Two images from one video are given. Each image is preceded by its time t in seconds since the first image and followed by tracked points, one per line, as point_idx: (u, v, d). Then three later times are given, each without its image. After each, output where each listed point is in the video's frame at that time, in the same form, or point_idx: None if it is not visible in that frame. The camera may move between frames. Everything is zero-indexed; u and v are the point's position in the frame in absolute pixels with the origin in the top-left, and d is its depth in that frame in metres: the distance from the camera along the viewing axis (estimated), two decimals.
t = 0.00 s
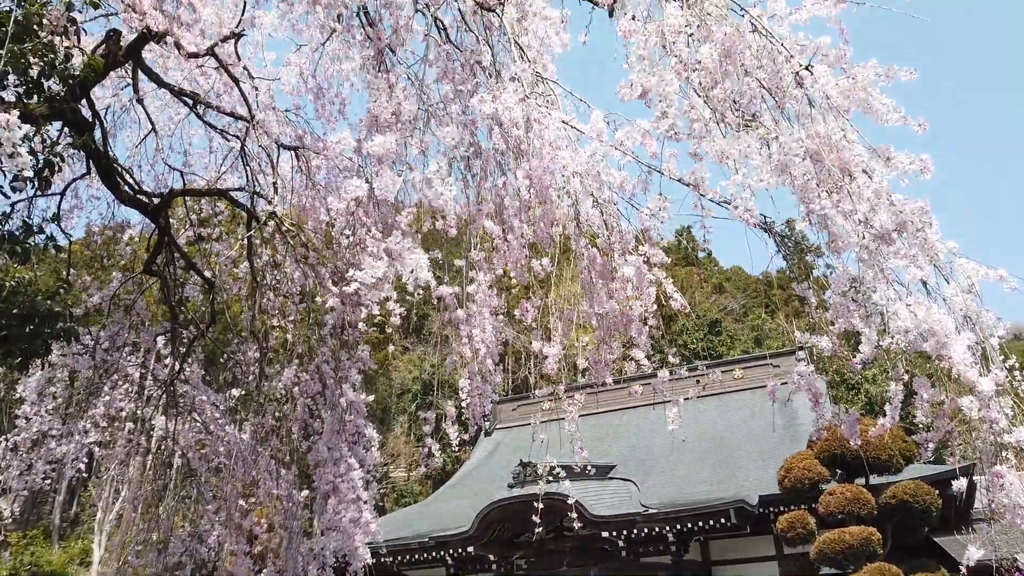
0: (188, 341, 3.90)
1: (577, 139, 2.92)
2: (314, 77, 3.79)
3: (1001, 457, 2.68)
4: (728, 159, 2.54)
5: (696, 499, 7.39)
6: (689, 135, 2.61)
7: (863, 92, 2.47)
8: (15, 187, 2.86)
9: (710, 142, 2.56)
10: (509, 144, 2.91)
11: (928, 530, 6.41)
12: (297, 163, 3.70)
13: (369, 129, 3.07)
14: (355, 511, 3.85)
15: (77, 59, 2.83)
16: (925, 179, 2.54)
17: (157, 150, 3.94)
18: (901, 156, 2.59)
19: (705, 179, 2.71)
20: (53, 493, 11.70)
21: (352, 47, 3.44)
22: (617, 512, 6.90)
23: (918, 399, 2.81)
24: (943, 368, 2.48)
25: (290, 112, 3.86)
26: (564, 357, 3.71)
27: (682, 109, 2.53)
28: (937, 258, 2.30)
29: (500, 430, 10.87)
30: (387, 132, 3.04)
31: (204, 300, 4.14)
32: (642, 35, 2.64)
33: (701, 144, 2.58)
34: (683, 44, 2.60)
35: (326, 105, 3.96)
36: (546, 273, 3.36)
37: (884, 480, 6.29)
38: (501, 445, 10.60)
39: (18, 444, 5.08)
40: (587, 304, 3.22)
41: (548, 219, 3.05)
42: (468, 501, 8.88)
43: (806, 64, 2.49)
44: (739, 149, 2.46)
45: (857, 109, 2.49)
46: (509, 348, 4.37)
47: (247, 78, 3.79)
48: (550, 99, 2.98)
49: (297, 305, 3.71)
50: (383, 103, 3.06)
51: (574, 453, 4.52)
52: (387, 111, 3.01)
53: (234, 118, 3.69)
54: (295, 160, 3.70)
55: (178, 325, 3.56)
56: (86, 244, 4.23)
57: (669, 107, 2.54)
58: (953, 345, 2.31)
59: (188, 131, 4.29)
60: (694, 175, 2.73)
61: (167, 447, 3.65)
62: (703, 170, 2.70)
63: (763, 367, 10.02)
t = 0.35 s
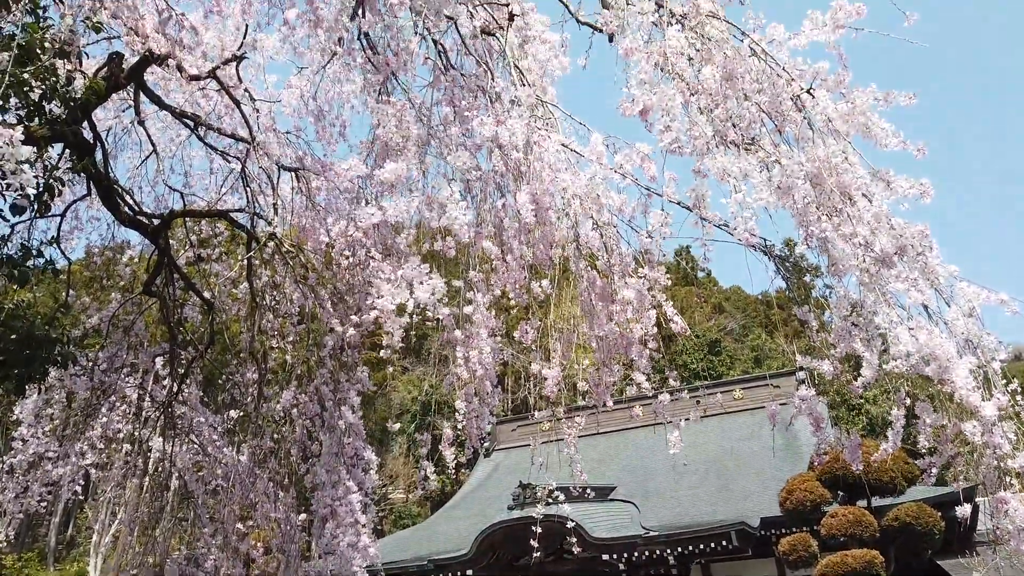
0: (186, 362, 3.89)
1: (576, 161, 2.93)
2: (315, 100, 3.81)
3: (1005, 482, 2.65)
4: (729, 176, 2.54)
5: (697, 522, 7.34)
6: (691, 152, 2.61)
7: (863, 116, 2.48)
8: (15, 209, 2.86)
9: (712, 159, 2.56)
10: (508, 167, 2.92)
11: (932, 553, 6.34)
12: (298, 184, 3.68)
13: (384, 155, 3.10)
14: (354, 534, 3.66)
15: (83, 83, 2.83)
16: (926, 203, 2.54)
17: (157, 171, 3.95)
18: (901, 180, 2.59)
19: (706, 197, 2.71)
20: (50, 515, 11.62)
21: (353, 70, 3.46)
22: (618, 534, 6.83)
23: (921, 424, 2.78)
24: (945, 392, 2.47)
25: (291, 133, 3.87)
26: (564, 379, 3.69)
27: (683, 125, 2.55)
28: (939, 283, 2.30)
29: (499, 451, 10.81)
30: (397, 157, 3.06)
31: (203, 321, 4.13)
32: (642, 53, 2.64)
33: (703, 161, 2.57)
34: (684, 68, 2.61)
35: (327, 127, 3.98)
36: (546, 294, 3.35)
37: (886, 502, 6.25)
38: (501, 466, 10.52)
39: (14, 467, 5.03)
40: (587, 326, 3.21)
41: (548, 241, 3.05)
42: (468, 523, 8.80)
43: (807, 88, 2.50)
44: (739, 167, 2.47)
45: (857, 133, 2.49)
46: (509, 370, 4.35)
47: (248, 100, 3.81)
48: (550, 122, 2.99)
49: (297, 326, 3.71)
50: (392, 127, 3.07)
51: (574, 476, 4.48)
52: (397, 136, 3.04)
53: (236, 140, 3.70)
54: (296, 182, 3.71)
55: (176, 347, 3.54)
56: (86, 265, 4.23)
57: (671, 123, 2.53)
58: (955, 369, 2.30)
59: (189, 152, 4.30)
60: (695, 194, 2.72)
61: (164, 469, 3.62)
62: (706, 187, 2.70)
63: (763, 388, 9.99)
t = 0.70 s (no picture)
0: (185, 383, 3.87)
1: (577, 183, 2.94)
2: (317, 121, 3.83)
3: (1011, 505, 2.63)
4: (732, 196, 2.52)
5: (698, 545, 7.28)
6: (690, 171, 2.56)
7: (862, 138, 2.50)
8: (16, 232, 2.87)
9: (715, 178, 2.50)
10: (509, 189, 2.92)
11: None
12: (299, 205, 3.69)
13: (389, 176, 3.10)
14: (352, 558, 3.62)
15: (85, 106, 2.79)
16: (926, 226, 2.55)
17: (159, 192, 3.96)
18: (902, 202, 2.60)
19: (709, 216, 2.70)
20: (46, 539, 11.52)
21: (355, 92, 3.48)
22: (619, 557, 6.76)
23: (925, 446, 2.76)
24: (949, 414, 2.46)
25: (293, 154, 3.90)
26: (565, 401, 3.67)
27: (685, 146, 2.49)
28: (940, 304, 2.30)
29: (499, 472, 10.74)
30: (409, 175, 3.09)
31: (203, 342, 4.12)
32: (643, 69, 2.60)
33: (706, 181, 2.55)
34: (687, 87, 2.60)
35: (329, 148, 4.02)
36: (547, 315, 3.35)
37: (889, 524, 6.20)
38: (502, 487, 10.45)
39: (11, 490, 4.99)
40: (588, 347, 3.20)
41: (548, 262, 3.05)
42: (468, 545, 8.72)
43: (810, 108, 2.52)
44: (742, 186, 2.46)
45: (857, 155, 2.52)
46: (510, 391, 4.32)
47: (250, 122, 3.84)
48: (550, 144, 3.02)
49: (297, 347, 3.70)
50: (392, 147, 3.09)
51: (575, 499, 4.44)
52: (406, 156, 3.04)
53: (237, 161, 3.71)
54: (297, 203, 3.72)
55: (176, 368, 3.53)
56: (87, 286, 4.23)
57: (674, 143, 2.50)
58: (958, 392, 2.31)
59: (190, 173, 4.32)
60: (697, 216, 2.72)
61: (162, 492, 3.59)
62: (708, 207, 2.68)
63: (764, 409, 9.93)
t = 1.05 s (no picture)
0: (184, 408, 3.85)
1: (577, 209, 3.00)
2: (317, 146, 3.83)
3: (1018, 534, 2.60)
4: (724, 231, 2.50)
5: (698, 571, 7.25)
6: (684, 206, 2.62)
7: (861, 164, 2.49)
8: (16, 258, 2.87)
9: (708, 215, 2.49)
10: (509, 214, 2.86)
11: None
12: (300, 230, 3.70)
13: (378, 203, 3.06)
14: None
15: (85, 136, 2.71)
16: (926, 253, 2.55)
17: (159, 217, 3.97)
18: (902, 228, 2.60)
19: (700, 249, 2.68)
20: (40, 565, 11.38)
21: (356, 118, 3.50)
22: None
23: (929, 474, 2.74)
24: (952, 441, 2.46)
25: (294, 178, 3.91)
26: (566, 426, 3.65)
27: (677, 180, 2.54)
28: (941, 330, 2.34)
29: (500, 496, 10.65)
30: (395, 205, 3.08)
31: (202, 366, 4.10)
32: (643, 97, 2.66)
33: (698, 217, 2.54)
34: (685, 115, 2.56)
35: (329, 172, 4.04)
36: (547, 340, 3.34)
37: (894, 549, 6.14)
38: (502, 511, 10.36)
39: (7, 517, 4.94)
40: (588, 373, 3.20)
41: (549, 287, 3.05)
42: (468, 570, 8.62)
43: (806, 138, 2.49)
44: (734, 224, 2.42)
45: (857, 182, 2.48)
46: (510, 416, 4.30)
47: (251, 146, 3.87)
48: (549, 169, 3.07)
49: (297, 371, 3.69)
50: (378, 181, 3.06)
51: (577, 525, 4.40)
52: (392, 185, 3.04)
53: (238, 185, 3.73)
54: (297, 227, 3.73)
55: (175, 392, 3.52)
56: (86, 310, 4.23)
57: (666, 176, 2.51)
58: (962, 419, 2.34)
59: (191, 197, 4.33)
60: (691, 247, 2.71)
61: (159, 518, 3.55)
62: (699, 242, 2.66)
63: (766, 432, 9.84)
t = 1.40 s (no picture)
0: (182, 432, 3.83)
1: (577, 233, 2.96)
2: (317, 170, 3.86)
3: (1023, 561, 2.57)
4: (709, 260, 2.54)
5: None
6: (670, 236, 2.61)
7: (859, 190, 2.49)
8: (15, 283, 2.87)
9: (689, 244, 2.52)
10: (507, 237, 2.90)
11: None
12: (300, 253, 3.71)
13: (366, 228, 3.02)
14: None
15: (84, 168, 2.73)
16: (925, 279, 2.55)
17: (160, 241, 3.99)
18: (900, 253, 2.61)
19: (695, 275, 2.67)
20: None
21: (356, 142, 3.52)
22: None
23: (932, 500, 2.71)
24: (954, 466, 2.44)
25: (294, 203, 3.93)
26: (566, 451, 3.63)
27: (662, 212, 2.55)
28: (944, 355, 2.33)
29: (499, 521, 10.57)
30: (381, 233, 3.05)
31: (201, 390, 4.10)
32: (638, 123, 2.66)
33: (681, 247, 2.52)
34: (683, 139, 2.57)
35: (329, 196, 4.05)
36: (547, 364, 3.33)
37: None
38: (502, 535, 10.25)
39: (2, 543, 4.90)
40: (588, 397, 3.18)
41: (548, 311, 3.05)
42: None
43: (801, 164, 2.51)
44: (714, 253, 2.47)
45: (854, 207, 2.50)
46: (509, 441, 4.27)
47: (252, 170, 3.89)
48: (549, 193, 3.06)
49: (295, 395, 3.68)
50: (378, 205, 3.07)
51: (578, 552, 4.35)
52: (383, 213, 3.02)
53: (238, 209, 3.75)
54: (297, 250, 3.74)
55: (173, 417, 3.51)
56: (85, 334, 4.23)
57: (650, 208, 2.54)
58: (964, 444, 2.34)
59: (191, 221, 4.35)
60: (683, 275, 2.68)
61: (156, 544, 3.52)
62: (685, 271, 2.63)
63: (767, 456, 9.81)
